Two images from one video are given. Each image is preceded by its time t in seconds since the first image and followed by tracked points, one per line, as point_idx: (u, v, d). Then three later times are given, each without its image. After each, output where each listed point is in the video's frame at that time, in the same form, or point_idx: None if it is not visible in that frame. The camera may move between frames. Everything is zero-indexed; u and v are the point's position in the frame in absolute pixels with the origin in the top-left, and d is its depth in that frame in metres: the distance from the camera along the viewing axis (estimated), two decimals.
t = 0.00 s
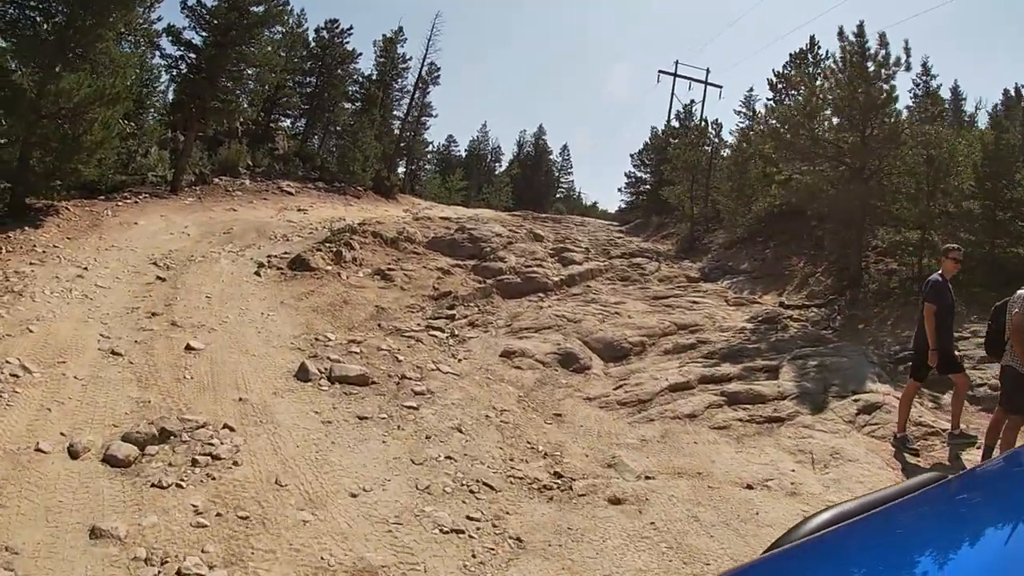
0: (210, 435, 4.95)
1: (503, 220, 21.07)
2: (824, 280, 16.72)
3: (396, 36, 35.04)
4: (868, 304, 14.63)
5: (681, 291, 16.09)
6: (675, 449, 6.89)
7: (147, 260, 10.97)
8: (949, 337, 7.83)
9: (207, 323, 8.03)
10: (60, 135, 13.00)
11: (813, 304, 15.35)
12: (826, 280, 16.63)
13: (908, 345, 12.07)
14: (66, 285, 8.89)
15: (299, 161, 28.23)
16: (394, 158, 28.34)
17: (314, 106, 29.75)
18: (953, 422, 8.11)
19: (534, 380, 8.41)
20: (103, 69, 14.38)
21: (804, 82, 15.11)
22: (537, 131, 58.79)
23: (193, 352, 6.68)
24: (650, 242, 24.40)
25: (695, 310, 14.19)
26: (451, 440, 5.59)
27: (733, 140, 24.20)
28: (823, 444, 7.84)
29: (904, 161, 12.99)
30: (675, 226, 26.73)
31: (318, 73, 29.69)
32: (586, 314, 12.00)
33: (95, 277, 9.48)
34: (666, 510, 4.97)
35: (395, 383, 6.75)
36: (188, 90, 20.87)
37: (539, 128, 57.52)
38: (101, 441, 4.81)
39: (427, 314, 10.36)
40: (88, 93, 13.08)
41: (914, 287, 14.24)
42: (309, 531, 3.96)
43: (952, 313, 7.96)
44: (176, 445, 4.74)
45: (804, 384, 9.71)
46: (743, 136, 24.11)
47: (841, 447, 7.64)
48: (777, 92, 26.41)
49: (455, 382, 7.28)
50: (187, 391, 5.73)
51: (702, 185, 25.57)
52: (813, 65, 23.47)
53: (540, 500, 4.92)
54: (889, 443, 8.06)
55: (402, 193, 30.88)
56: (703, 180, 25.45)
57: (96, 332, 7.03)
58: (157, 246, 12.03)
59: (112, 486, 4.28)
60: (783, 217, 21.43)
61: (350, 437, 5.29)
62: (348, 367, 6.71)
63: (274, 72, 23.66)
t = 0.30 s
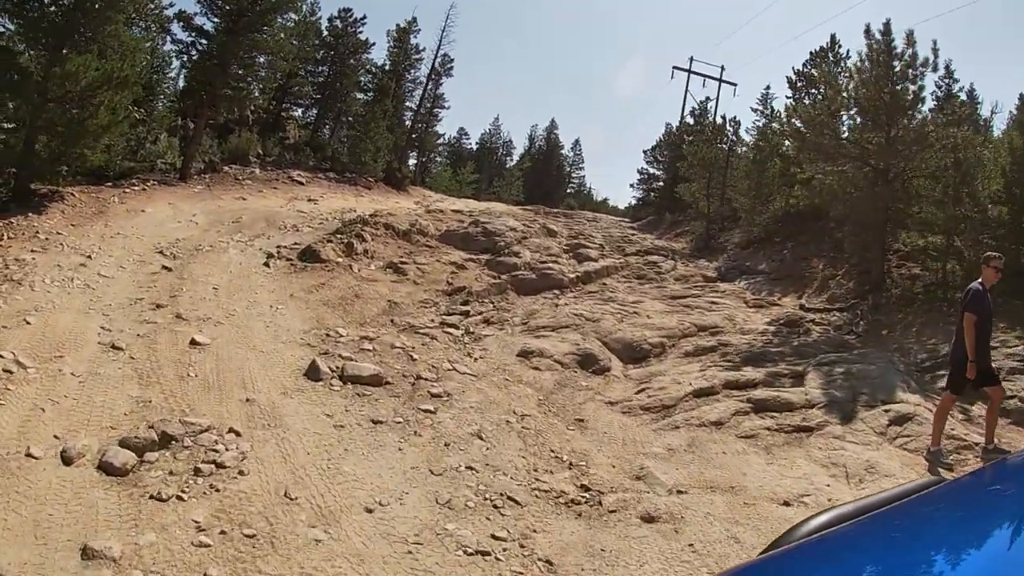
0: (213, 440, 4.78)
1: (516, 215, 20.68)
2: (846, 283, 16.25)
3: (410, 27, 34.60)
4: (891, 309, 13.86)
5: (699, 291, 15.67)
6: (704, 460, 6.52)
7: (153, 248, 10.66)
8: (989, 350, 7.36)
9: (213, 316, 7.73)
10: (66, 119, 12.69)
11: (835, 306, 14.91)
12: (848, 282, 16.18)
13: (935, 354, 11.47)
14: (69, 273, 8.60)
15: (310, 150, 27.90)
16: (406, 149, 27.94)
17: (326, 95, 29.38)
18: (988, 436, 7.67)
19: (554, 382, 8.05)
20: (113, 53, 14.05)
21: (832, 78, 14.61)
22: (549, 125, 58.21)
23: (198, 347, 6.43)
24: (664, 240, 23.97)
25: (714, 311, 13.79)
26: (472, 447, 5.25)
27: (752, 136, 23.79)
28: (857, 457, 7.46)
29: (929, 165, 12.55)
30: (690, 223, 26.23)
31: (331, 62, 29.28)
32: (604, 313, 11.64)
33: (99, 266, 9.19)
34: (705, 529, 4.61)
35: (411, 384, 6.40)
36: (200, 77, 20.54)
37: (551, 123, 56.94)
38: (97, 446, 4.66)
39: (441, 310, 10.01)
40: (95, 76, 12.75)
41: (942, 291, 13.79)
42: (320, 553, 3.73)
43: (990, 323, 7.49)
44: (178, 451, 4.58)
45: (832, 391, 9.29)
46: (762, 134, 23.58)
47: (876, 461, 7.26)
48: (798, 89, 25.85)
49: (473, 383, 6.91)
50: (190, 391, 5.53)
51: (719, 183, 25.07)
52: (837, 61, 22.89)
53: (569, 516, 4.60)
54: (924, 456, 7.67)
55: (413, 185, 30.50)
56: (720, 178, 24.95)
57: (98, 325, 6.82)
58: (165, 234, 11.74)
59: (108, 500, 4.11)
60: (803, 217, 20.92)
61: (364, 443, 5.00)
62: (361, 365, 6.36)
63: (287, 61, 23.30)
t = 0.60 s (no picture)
0: (214, 450, 4.70)
1: (527, 209, 20.37)
2: (864, 281, 15.83)
3: (420, 18, 34.15)
4: (912, 310, 12.95)
5: (714, 287, 15.33)
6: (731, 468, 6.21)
7: (158, 242, 10.43)
8: None
9: (217, 313, 7.53)
10: (68, 110, 12.41)
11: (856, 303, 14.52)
12: (868, 279, 15.78)
13: (960, 355, 10.80)
14: (70, 268, 8.41)
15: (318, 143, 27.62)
16: (414, 142, 27.61)
17: (334, 87, 29.06)
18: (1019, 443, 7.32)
19: (570, 384, 7.75)
20: (118, 43, 13.78)
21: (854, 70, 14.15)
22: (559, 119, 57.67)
23: (200, 347, 6.39)
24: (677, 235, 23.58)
25: (730, 308, 13.46)
26: (489, 454, 5.01)
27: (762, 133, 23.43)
28: (886, 465, 7.16)
29: (950, 163, 11.96)
30: (702, 218, 25.80)
31: (339, 54, 28.90)
32: (620, 311, 11.34)
33: (100, 261, 8.96)
34: (738, 547, 4.31)
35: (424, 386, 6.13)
36: (207, 68, 20.25)
37: (561, 116, 56.40)
38: (89, 457, 4.60)
39: (452, 306, 9.72)
40: (99, 66, 12.47)
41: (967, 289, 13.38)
42: None
43: None
44: (177, 462, 4.53)
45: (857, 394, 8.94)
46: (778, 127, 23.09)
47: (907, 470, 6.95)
48: (815, 82, 25.31)
49: (488, 385, 6.61)
50: (190, 395, 5.45)
51: (733, 177, 24.62)
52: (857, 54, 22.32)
53: (591, 533, 4.38)
54: (954, 465, 7.34)
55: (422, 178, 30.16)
56: (735, 172, 24.49)
57: (96, 324, 6.73)
58: (170, 228, 11.51)
59: (101, 517, 4.04)
60: (819, 213, 20.48)
61: (375, 451, 4.85)
62: (371, 366, 6.08)
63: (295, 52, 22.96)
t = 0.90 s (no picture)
0: (217, 462, 4.54)
1: (536, 202, 20.08)
2: (881, 273, 15.47)
3: (425, 9, 33.72)
4: (931, 303, 12.57)
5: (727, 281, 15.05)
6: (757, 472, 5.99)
7: (161, 240, 10.24)
8: None
9: (221, 314, 7.35)
10: (68, 106, 12.19)
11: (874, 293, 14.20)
12: (885, 271, 15.45)
13: (983, 351, 10.48)
14: (72, 268, 8.23)
15: (323, 137, 27.39)
16: (421, 135, 27.33)
17: (338, 81, 28.77)
18: None
19: (586, 384, 7.52)
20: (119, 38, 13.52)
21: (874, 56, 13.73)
22: (566, 111, 57.15)
23: (202, 350, 6.28)
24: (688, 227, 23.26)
25: (745, 303, 13.17)
26: (507, 462, 4.83)
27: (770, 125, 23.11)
28: (915, 468, 6.92)
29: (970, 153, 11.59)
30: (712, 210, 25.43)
31: (344, 46, 28.56)
32: (634, 306, 11.09)
33: (102, 260, 8.77)
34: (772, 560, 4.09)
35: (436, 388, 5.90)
36: (211, 63, 20.00)
37: (568, 108, 55.87)
38: (86, 470, 4.44)
39: (463, 303, 9.49)
40: (99, 61, 12.23)
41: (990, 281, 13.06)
42: None
43: None
44: (177, 476, 4.37)
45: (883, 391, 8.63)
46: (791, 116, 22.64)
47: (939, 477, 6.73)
48: (829, 69, 24.80)
49: (502, 386, 6.36)
50: (192, 402, 5.30)
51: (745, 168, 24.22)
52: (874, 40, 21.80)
53: (616, 547, 4.21)
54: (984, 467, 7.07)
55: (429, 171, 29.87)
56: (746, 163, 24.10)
57: (95, 329, 6.56)
58: (174, 225, 11.31)
59: (98, 538, 3.87)
60: (833, 203, 20.07)
61: (386, 460, 4.70)
62: (381, 367, 5.84)
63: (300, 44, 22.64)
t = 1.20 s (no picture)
0: (226, 463, 4.32)
1: (547, 192, 19.76)
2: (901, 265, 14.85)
3: None
4: (955, 294, 12.21)
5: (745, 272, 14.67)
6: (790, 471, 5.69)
7: (167, 231, 10.00)
8: None
9: (228, 306, 7.10)
10: (72, 95, 11.94)
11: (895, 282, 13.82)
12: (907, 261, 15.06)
13: (1010, 344, 10.13)
14: (75, 259, 8.00)
15: (331, 128, 27.10)
16: (430, 126, 26.99)
17: (346, 72, 28.44)
18: None
19: (608, 378, 7.23)
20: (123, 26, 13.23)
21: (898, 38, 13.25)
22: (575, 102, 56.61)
23: (209, 343, 6.03)
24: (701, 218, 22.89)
25: (765, 294, 12.82)
26: (533, 463, 4.59)
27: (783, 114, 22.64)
28: (950, 466, 6.62)
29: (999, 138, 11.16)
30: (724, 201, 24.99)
31: (351, 36, 28.20)
32: (653, 298, 10.78)
33: (105, 251, 8.54)
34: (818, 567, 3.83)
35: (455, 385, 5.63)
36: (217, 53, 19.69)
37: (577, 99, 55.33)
38: (86, 473, 4.20)
39: (477, 294, 9.20)
40: (104, 49, 11.96)
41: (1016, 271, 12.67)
42: None
43: None
44: (182, 480, 4.13)
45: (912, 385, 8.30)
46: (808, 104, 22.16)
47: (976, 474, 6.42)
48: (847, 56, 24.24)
49: (523, 380, 6.07)
50: (199, 398, 5.06)
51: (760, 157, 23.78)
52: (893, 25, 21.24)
53: (654, 553, 3.98)
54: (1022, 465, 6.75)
55: (438, 162, 29.55)
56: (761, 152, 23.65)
57: (97, 322, 6.32)
58: (180, 216, 11.06)
59: (98, 549, 3.64)
60: (849, 193, 19.34)
61: (406, 461, 4.47)
62: (396, 361, 5.57)
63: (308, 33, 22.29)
